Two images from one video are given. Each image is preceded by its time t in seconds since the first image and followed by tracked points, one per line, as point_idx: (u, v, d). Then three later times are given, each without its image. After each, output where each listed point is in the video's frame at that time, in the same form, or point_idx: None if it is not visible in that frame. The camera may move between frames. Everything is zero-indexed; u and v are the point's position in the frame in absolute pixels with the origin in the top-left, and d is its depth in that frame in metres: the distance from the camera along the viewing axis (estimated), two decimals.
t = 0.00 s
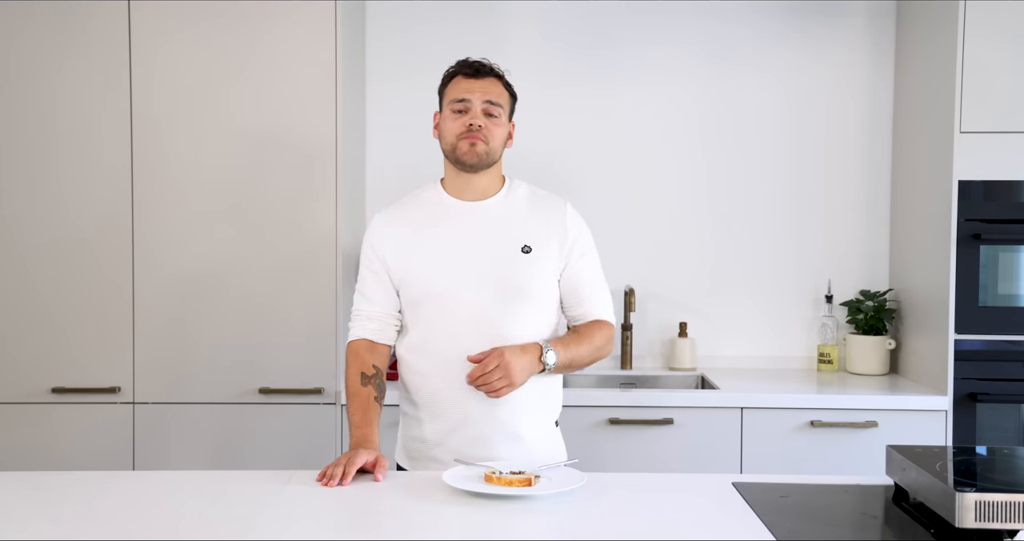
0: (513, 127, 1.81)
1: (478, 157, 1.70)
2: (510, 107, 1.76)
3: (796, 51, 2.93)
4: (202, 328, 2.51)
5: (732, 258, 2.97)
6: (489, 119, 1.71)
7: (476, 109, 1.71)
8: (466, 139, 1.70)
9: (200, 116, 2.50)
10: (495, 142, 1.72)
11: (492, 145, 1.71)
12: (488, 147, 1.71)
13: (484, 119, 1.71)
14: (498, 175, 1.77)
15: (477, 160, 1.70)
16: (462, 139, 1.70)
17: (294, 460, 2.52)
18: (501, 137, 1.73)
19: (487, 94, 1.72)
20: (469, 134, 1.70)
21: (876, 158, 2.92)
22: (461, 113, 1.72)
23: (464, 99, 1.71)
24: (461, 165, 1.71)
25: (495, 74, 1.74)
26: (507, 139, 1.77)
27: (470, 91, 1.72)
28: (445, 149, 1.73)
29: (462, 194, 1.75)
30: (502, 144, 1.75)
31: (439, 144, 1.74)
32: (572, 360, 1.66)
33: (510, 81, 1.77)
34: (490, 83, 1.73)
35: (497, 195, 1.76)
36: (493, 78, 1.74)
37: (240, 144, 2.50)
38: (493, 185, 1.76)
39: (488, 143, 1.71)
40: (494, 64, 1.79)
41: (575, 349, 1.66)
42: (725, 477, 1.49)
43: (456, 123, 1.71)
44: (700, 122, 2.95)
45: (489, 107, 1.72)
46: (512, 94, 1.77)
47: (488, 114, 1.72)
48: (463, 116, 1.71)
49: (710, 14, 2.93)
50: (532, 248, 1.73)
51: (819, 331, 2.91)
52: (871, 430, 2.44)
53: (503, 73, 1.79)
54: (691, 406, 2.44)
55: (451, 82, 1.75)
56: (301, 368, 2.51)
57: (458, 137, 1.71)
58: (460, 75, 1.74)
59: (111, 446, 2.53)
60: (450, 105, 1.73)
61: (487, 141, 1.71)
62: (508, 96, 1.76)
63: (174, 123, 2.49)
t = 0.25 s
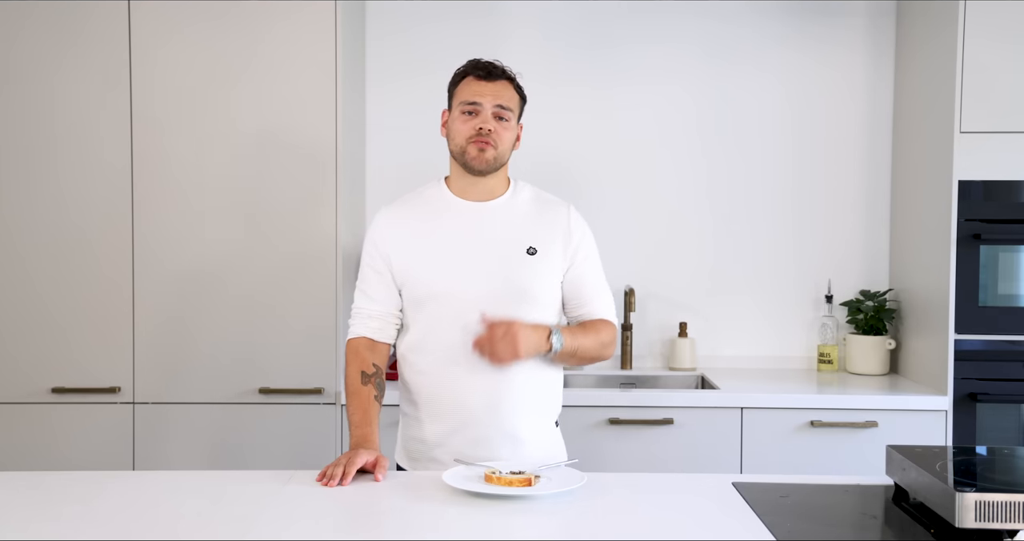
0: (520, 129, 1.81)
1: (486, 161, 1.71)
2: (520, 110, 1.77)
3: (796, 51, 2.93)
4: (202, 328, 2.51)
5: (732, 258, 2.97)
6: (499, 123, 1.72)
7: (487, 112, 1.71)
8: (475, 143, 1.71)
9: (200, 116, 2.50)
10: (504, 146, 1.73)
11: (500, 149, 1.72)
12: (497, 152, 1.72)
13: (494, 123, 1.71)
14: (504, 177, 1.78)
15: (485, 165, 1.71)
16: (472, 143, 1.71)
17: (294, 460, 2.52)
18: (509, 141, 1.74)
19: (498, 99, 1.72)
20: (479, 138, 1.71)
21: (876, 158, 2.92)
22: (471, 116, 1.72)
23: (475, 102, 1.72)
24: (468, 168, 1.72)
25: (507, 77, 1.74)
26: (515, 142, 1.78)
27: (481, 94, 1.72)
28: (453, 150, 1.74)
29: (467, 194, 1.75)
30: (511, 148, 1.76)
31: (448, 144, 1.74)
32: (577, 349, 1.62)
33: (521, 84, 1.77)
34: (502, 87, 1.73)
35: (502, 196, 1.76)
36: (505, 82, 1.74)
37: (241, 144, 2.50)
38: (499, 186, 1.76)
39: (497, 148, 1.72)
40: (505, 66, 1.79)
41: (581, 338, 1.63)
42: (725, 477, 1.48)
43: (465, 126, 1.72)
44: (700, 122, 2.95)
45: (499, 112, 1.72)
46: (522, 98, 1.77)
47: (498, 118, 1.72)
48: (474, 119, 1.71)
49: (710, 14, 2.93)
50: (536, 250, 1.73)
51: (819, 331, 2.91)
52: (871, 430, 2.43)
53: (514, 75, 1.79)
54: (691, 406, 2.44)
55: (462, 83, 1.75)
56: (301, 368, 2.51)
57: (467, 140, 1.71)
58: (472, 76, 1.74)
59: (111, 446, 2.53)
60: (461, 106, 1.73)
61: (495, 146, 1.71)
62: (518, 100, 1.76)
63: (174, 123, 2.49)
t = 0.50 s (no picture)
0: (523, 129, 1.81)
1: (491, 160, 1.70)
2: (523, 110, 1.76)
3: (797, 51, 2.93)
4: (202, 328, 2.51)
5: (732, 258, 2.97)
6: (504, 123, 1.71)
7: (491, 112, 1.71)
8: (479, 143, 1.70)
9: (200, 116, 2.50)
10: (508, 145, 1.73)
11: (504, 149, 1.72)
12: (501, 152, 1.71)
13: (499, 123, 1.71)
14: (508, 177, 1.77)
15: (489, 164, 1.71)
16: (476, 142, 1.70)
17: (294, 460, 2.52)
18: (513, 141, 1.74)
19: (503, 99, 1.72)
20: (483, 137, 1.70)
21: (876, 158, 2.92)
22: (476, 115, 1.72)
23: (479, 102, 1.71)
24: (472, 167, 1.72)
25: (511, 78, 1.74)
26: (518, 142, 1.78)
27: (485, 94, 1.71)
28: (457, 149, 1.73)
29: (469, 194, 1.75)
30: (514, 148, 1.75)
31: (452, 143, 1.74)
32: (580, 345, 1.65)
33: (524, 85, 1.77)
34: (506, 87, 1.72)
35: (505, 196, 1.76)
36: (509, 82, 1.73)
37: (241, 144, 2.50)
38: (502, 186, 1.76)
39: (501, 147, 1.71)
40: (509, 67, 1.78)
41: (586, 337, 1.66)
42: (726, 477, 1.48)
43: (470, 125, 1.71)
44: (700, 122, 2.95)
45: (504, 111, 1.72)
46: (526, 98, 1.77)
47: (502, 118, 1.72)
48: (478, 119, 1.71)
49: (711, 14, 2.93)
50: (539, 250, 1.73)
51: (819, 331, 2.91)
52: (871, 430, 2.43)
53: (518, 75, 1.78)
54: (691, 405, 2.44)
55: (466, 82, 1.74)
56: (301, 368, 2.51)
57: (471, 139, 1.71)
58: (476, 76, 1.73)
59: (111, 446, 2.53)
60: (465, 106, 1.73)
61: (500, 145, 1.71)
62: (522, 101, 1.75)
63: (174, 123, 2.49)
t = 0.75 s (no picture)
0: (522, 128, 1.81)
1: (494, 160, 1.70)
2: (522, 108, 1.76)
3: (797, 51, 2.93)
4: (202, 328, 2.51)
5: (732, 258, 2.97)
6: (504, 121, 1.71)
7: (490, 112, 1.71)
8: (482, 143, 1.70)
9: (200, 116, 2.50)
10: (509, 144, 1.72)
11: (506, 148, 1.71)
12: (504, 151, 1.71)
13: (499, 122, 1.71)
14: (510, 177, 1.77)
15: (493, 164, 1.70)
16: (478, 143, 1.70)
17: (295, 460, 2.52)
18: (514, 139, 1.74)
19: (501, 97, 1.72)
20: (484, 137, 1.70)
21: (876, 158, 2.92)
22: (475, 115, 1.72)
23: (477, 102, 1.71)
24: (475, 168, 1.71)
25: (507, 76, 1.74)
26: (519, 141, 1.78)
27: (483, 94, 1.71)
28: (458, 151, 1.73)
29: (471, 194, 1.75)
30: (515, 147, 1.75)
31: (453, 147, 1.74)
32: (581, 346, 1.65)
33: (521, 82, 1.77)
34: (503, 86, 1.73)
35: (507, 196, 1.75)
36: (505, 80, 1.73)
37: (241, 144, 2.50)
38: (504, 186, 1.76)
39: (503, 146, 1.71)
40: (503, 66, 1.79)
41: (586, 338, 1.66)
42: (726, 477, 1.48)
43: (470, 126, 1.71)
44: (700, 122, 2.95)
45: (502, 110, 1.72)
46: (523, 96, 1.77)
47: (501, 117, 1.72)
48: (478, 119, 1.71)
49: (711, 14, 2.93)
50: (542, 251, 1.73)
51: (819, 331, 2.91)
52: (871, 430, 2.43)
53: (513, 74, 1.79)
54: (690, 405, 2.44)
55: (463, 84, 1.75)
56: (300, 368, 2.51)
57: (473, 140, 1.70)
58: (472, 77, 1.74)
59: (111, 446, 2.53)
60: (463, 108, 1.73)
61: (502, 144, 1.71)
62: (520, 99, 1.76)
63: (174, 123, 2.49)
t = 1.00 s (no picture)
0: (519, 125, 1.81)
1: (496, 162, 1.70)
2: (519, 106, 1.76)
3: (797, 51, 2.93)
4: (202, 328, 2.51)
5: (732, 258, 2.97)
6: (502, 122, 1.71)
7: (488, 114, 1.71)
8: (483, 146, 1.70)
9: (200, 116, 2.50)
10: (509, 144, 1.72)
11: (507, 149, 1.71)
12: (504, 152, 1.71)
13: (498, 123, 1.71)
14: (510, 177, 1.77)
15: (495, 165, 1.70)
16: (479, 146, 1.70)
17: (295, 460, 2.52)
18: (513, 138, 1.74)
19: (497, 99, 1.71)
20: (485, 140, 1.70)
21: (876, 158, 2.92)
22: (473, 118, 1.71)
23: (475, 105, 1.71)
24: (478, 170, 1.71)
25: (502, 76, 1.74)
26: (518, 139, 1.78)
27: (480, 97, 1.71)
28: (459, 156, 1.72)
29: (472, 195, 1.75)
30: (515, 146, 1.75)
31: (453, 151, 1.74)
32: (585, 346, 1.65)
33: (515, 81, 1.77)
34: (499, 87, 1.72)
35: (507, 197, 1.75)
36: (501, 81, 1.73)
37: (241, 144, 2.50)
38: (505, 186, 1.76)
39: (503, 147, 1.71)
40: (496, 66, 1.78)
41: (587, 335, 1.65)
42: (726, 477, 1.48)
43: (469, 130, 1.71)
44: (699, 122, 2.95)
45: (500, 111, 1.72)
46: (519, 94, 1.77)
47: (499, 118, 1.72)
48: (476, 122, 1.71)
49: (711, 14, 2.93)
50: (543, 251, 1.73)
51: (819, 331, 2.91)
52: (871, 430, 2.44)
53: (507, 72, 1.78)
54: (691, 405, 2.44)
55: (458, 88, 1.74)
56: (300, 368, 2.51)
57: (474, 144, 1.70)
58: (467, 80, 1.73)
59: (111, 446, 2.53)
60: (461, 111, 1.72)
61: (502, 145, 1.71)
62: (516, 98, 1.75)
63: (174, 123, 2.49)
